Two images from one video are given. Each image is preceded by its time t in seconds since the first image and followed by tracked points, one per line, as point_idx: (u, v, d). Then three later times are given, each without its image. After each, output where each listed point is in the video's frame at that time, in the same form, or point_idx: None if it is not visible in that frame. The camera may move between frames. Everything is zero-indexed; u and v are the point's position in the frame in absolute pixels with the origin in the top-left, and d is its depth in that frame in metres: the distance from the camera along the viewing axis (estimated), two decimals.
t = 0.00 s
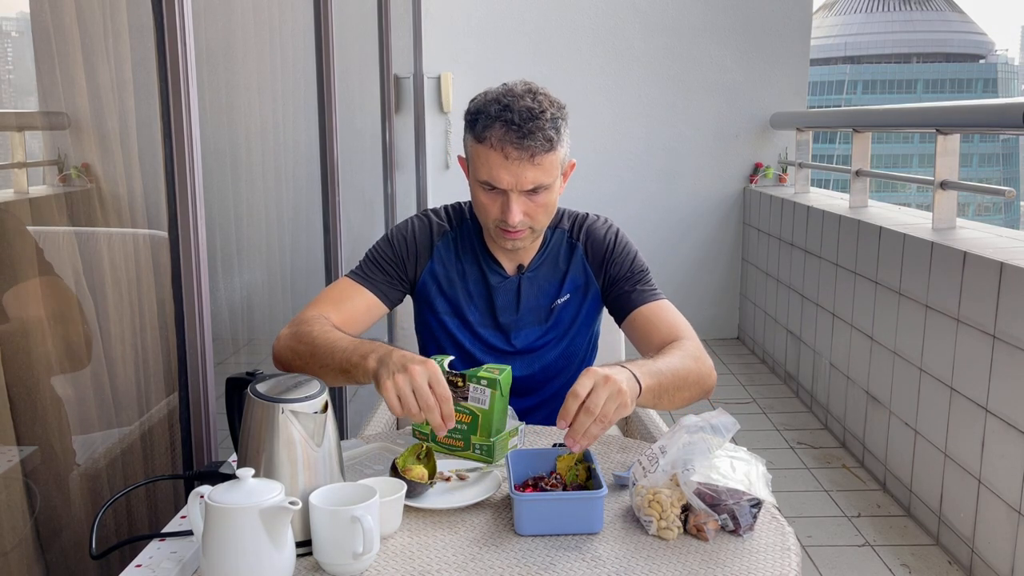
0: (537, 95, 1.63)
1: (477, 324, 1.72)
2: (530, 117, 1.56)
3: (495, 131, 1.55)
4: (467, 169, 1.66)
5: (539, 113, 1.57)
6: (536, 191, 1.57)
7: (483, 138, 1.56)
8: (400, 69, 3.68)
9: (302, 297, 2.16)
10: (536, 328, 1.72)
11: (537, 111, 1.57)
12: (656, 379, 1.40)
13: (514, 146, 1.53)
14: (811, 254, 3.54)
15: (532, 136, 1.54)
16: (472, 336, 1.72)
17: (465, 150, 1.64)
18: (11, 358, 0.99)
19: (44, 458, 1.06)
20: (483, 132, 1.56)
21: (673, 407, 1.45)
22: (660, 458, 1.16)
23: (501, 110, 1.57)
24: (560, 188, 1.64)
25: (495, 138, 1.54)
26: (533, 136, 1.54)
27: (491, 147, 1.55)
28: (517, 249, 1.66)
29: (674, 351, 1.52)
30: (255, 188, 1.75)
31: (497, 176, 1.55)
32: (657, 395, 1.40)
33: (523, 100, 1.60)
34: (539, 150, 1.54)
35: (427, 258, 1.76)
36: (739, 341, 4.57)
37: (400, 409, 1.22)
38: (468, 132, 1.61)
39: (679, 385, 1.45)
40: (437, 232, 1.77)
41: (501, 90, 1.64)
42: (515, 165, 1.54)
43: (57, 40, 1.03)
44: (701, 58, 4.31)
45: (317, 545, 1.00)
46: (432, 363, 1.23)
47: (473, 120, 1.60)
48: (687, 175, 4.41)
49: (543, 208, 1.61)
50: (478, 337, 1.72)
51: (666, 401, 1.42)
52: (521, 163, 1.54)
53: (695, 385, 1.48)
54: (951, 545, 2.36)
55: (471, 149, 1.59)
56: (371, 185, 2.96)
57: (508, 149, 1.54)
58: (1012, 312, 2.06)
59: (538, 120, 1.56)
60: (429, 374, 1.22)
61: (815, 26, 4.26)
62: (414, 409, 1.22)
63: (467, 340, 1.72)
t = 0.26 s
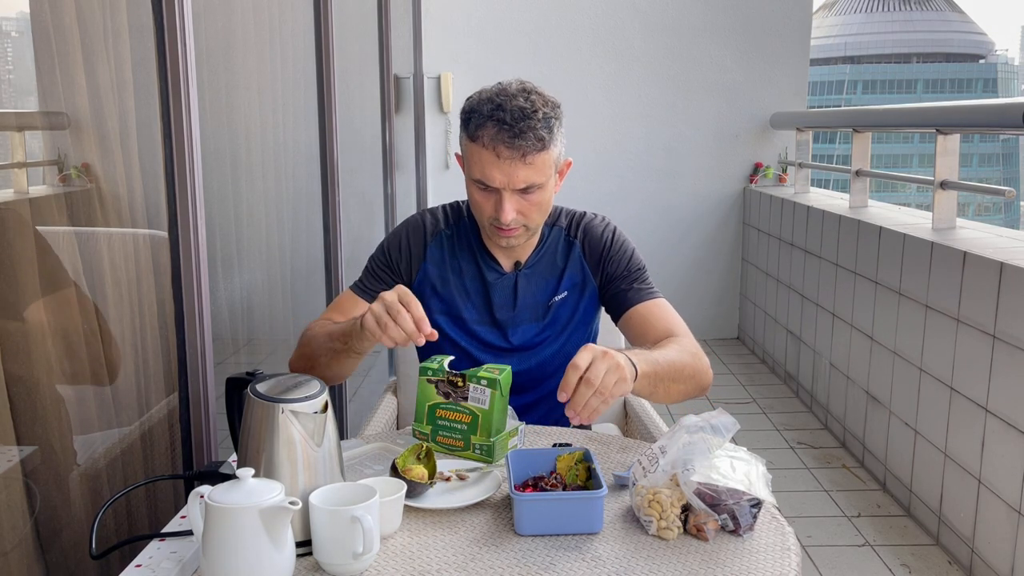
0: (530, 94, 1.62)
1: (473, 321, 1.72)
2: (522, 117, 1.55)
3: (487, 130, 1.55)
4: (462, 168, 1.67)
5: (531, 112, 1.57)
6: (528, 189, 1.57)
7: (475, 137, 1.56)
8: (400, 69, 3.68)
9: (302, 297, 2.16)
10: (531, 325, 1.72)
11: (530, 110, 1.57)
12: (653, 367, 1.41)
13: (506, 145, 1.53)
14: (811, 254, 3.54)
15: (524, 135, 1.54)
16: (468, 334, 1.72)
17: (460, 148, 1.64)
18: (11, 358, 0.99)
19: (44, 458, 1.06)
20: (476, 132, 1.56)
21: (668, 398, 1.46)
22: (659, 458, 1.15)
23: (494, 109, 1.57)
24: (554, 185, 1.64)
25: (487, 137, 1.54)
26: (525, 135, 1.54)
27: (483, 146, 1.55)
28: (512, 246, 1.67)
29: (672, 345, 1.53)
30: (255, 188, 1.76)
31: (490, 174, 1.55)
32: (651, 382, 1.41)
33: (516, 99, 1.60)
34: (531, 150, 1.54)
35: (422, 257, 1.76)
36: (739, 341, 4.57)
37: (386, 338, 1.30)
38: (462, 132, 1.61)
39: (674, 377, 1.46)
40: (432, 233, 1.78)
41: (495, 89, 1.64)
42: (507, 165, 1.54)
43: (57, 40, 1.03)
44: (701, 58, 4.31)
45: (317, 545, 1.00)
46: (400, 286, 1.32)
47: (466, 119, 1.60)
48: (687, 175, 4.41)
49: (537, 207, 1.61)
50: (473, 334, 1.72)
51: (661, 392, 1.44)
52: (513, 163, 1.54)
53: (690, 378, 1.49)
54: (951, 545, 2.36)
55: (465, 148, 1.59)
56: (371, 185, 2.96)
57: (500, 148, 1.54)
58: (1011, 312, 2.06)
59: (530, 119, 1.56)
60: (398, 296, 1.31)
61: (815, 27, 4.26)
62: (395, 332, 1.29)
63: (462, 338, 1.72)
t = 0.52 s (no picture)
0: (515, 95, 1.62)
1: (468, 321, 1.72)
2: (506, 117, 1.55)
3: (472, 132, 1.54)
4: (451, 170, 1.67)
5: (516, 113, 1.56)
6: (516, 189, 1.57)
7: (461, 139, 1.56)
8: (400, 69, 3.68)
9: (302, 298, 2.16)
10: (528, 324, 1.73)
11: (515, 110, 1.57)
12: (608, 358, 1.56)
13: (491, 146, 1.53)
14: (811, 254, 3.54)
15: (508, 136, 1.53)
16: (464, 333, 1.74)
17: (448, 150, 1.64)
18: (11, 358, 0.99)
19: (44, 458, 1.06)
20: (462, 133, 1.56)
21: (627, 392, 1.62)
22: (659, 458, 1.15)
23: (479, 110, 1.57)
24: (542, 185, 1.64)
25: (472, 138, 1.54)
26: (510, 135, 1.53)
27: (469, 148, 1.55)
28: (504, 246, 1.66)
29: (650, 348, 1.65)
30: (255, 189, 1.76)
31: (476, 175, 1.55)
32: (604, 373, 1.57)
33: (501, 100, 1.60)
34: (516, 150, 1.53)
35: (415, 259, 1.76)
36: (739, 341, 4.56)
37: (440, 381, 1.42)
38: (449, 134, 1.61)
39: (634, 376, 1.60)
40: (422, 237, 1.77)
41: (480, 91, 1.64)
42: (493, 165, 1.54)
43: (57, 40, 1.03)
44: (701, 58, 4.31)
45: (317, 545, 1.00)
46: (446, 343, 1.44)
47: (453, 121, 1.60)
48: (687, 175, 4.41)
49: (526, 206, 1.60)
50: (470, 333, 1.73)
51: (616, 383, 1.59)
52: (498, 163, 1.54)
53: (654, 383, 1.62)
54: (951, 545, 2.36)
55: (452, 150, 1.59)
56: (371, 185, 2.96)
57: (485, 149, 1.54)
58: (1011, 312, 2.06)
59: (514, 119, 1.55)
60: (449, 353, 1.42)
61: (815, 26, 4.26)
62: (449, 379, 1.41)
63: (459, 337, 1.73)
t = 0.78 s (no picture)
0: (515, 86, 1.63)
1: (465, 315, 1.72)
2: (506, 106, 1.56)
3: (473, 120, 1.55)
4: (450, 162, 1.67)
5: (516, 102, 1.57)
6: (514, 178, 1.57)
7: (460, 128, 1.56)
8: (400, 69, 3.68)
9: (302, 298, 2.16)
10: (525, 318, 1.71)
11: (514, 100, 1.57)
12: (586, 372, 1.56)
13: (491, 134, 1.54)
14: (811, 254, 3.54)
15: (508, 124, 1.54)
16: (460, 328, 1.72)
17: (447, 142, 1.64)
18: (10, 358, 0.99)
19: (44, 458, 1.06)
20: (462, 122, 1.56)
21: (611, 404, 1.61)
22: (659, 458, 1.15)
23: (479, 100, 1.58)
24: (541, 177, 1.64)
25: (473, 127, 1.55)
26: (510, 123, 1.54)
27: (469, 136, 1.55)
28: (502, 238, 1.66)
29: (629, 357, 1.64)
30: (255, 189, 1.76)
31: (476, 164, 1.56)
32: (584, 388, 1.56)
33: (501, 91, 1.60)
34: (516, 138, 1.54)
35: (416, 254, 1.76)
36: (739, 341, 4.56)
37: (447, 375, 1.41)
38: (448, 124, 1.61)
39: (616, 387, 1.59)
40: (422, 232, 1.78)
41: (480, 83, 1.64)
42: (492, 154, 1.54)
43: (57, 40, 1.03)
44: (701, 58, 4.31)
45: (317, 545, 1.00)
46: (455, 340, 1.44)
47: (453, 112, 1.61)
48: (687, 175, 4.41)
49: (525, 197, 1.61)
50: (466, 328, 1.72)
51: (599, 396, 1.58)
52: (498, 151, 1.54)
53: (637, 391, 1.61)
54: (951, 545, 2.36)
55: (452, 140, 1.59)
56: (371, 185, 2.96)
57: (485, 137, 1.54)
58: (1011, 312, 2.06)
59: (514, 108, 1.56)
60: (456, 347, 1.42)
61: (815, 26, 4.26)
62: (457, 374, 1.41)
63: (456, 332, 1.72)
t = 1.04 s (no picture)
0: (516, 84, 1.63)
1: (464, 313, 1.72)
2: (509, 103, 1.56)
3: (476, 117, 1.55)
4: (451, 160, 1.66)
5: (519, 99, 1.57)
6: (518, 174, 1.57)
7: (463, 125, 1.56)
8: (400, 69, 3.68)
9: (303, 298, 2.16)
10: (523, 316, 1.71)
11: (517, 97, 1.58)
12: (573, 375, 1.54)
13: (495, 130, 1.54)
14: (811, 254, 3.54)
15: (512, 120, 1.54)
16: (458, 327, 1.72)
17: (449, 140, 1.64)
18: (10, 359, 0.99)
19: (44, 458, 1.06)
20: (465, 120, 1.56)
21: (602, 405, 1.59)
22: (659, 458, 1.15)
23: (481, 97, 1.58)
24: (543, 173, 1.65)
25: (477, 123, 1.55)
26: (514, 119, 1.54)
27: (473, 133, 1.55)
28: (504, 235, 1.66)
29: (616, 356, 1.63)
30: (255, 189, 1.76)
31: (480, 160, 1.56)
32: (573, 391, 1.54)
33: (503, 88, 1.60)
34: (519, 134, 1.54)
35: (416, 254, 1.76)
36: (739, 341, 4.56)
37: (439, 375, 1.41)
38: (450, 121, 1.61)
39: (605, 387, 1.58)
40: (422, 232, 1.78)
41: (481, 81, 1.64)
42: (497, 151, 1.55)
43: (57, 41, 1.03)
44: (701, 58, 4.31)
45: (317, 545, 1.00)
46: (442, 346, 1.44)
47: (454, 109, 1.60)
48: (687, 175, 4.41)
49: (527, 193, 1.61)
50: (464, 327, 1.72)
51: (589, 399, 1.57)
52: (502, 147, 1.54)
53: (627, 389, 1.60)
54: (951, 545, 2.36)
55: (454, 137, 1.59)
56: (371, 185, 2.97)
57: (489, 133, 1.54)
58: (1011, 312, 2.06)
59: (517, 105, 1.56)
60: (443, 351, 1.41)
61: (815, 26, 4.26)
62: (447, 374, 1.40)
63: (455, 331, 1.72)
